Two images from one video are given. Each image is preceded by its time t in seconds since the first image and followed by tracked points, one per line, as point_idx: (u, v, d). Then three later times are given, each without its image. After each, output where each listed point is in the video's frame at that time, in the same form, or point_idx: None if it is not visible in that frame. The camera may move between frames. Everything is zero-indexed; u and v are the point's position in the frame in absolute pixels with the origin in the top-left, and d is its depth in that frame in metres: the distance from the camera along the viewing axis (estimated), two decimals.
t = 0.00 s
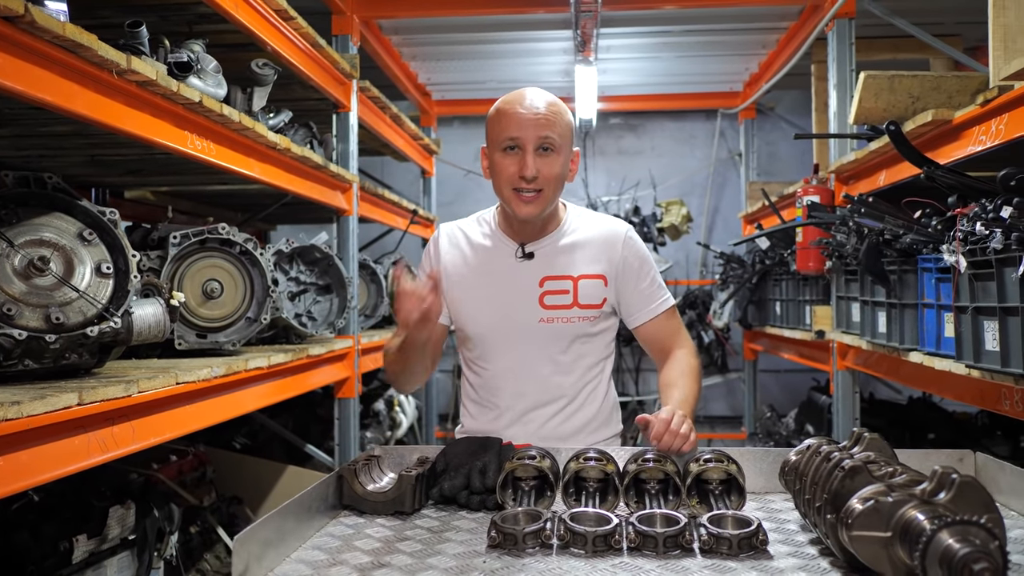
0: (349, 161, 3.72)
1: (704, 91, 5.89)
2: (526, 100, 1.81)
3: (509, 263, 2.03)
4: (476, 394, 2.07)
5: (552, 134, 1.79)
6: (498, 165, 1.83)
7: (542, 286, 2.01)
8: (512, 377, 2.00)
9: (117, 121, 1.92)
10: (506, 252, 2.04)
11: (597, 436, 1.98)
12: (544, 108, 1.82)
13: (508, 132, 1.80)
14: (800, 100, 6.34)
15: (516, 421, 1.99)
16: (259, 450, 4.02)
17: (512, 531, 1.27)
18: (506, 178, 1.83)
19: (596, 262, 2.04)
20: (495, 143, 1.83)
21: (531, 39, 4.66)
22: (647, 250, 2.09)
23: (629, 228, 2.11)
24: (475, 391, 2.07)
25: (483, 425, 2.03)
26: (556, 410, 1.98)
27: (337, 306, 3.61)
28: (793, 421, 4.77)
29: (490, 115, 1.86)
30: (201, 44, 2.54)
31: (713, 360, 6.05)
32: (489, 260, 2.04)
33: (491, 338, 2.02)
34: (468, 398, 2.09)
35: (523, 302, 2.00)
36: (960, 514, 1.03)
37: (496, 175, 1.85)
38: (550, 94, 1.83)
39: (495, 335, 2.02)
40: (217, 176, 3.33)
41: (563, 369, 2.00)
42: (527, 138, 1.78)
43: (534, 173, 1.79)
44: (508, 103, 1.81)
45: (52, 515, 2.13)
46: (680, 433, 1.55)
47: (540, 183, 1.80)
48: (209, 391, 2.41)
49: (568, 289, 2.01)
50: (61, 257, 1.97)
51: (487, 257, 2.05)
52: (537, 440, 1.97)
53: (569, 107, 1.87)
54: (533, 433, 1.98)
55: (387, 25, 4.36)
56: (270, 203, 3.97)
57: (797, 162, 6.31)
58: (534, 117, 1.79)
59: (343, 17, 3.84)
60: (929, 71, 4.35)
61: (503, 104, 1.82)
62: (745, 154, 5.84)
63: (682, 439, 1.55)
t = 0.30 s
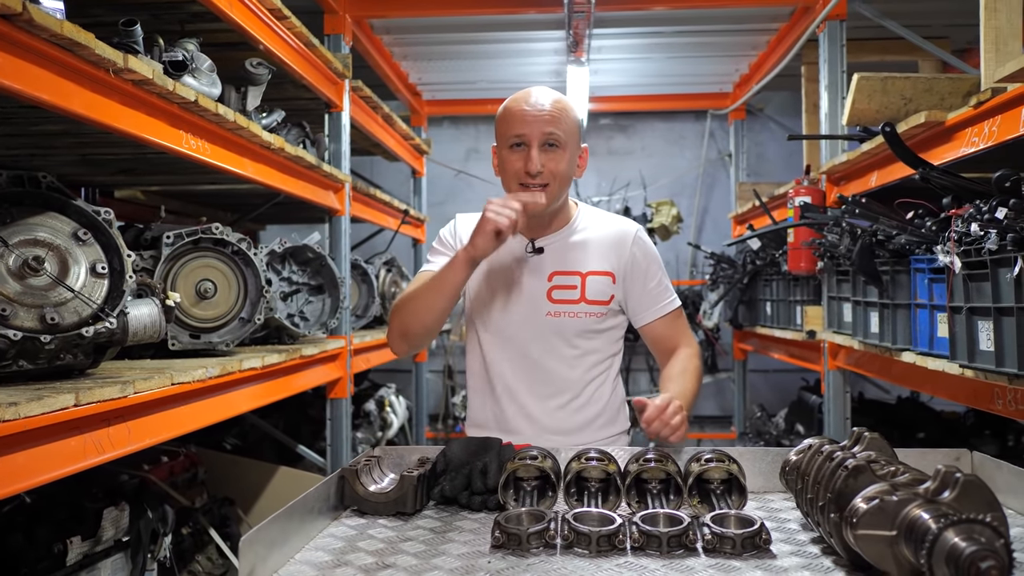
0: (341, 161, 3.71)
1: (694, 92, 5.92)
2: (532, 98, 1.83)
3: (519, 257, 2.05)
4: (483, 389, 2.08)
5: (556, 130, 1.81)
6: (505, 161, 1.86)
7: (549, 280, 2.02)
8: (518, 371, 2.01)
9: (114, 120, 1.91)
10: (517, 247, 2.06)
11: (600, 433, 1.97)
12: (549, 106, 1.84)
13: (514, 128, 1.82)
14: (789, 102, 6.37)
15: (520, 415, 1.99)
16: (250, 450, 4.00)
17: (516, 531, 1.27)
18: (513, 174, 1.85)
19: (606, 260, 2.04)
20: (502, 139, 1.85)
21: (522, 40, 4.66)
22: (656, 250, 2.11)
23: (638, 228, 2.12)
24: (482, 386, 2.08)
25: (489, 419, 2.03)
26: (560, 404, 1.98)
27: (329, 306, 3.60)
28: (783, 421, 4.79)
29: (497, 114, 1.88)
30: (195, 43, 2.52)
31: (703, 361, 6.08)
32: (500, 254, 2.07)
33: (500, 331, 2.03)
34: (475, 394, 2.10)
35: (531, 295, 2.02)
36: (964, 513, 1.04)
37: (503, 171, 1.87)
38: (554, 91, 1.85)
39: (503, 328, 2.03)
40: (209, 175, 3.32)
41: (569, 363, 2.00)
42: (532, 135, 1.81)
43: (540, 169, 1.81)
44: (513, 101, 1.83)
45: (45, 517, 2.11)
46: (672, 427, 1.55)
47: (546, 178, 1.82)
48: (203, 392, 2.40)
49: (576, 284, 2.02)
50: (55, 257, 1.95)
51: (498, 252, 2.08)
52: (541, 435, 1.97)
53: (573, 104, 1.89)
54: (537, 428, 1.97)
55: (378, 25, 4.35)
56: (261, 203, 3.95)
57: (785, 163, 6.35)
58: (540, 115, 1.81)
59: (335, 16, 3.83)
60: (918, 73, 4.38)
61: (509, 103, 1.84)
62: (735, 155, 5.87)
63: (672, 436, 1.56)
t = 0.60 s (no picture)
0: (329, 160, 3.69)
1: (679, 92, 5.94)
2: (552, 101, 1.90)
3: (520, 261, 2.05)
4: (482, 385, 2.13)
5: (573, 134, 1.88)
6: (519, 161, 1.92)
7: (551, 284, 2.03)
8: (517, 373, 2.05)
9: (108, 119, 1.89)
10: (519, 250, 2.06)
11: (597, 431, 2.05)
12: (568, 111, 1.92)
13: (533, 129, 1.89)
14: (773, 103, 6.41)
15: (520, 415, 2.04)
16: (236, 451, 3.98)
17: (521, 531, 1.28)
18: (527, 173, 1.91)
19: (608, 264, 2.05)
20: (519, 140, 1.92)
21: (510, 39, 4.66)
22: (655, 261, 2.12)
23: (641, 236, 2.13)
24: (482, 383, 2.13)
25: (488, 417, 2.09)
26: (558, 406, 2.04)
27: (318, 306, 3.59)
28: (768, 420, 4.82)
29: (516, 118, 1.96)
30: (185, 41, 2.50)
31: (688, 360, 6.11)
32: (501, 257, 2.05)
33: (498, 333, 2.05)
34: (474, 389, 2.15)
35: (532, 300, 2.03)
36: (969, 510, 1.05)
37: (516, 171, 1.93)
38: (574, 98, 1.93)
39: (502, 330, 2.05)
40: (196, 174, 3.30)
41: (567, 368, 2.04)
42: (549, 136, 1.87)
43: (555, 171, 1.87)
44: (533, 104, 1.91)
45: (35, 518, 2.09)
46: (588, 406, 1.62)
47: (560, 181, 1.88)
48: (195, 392, 2.38)
49: (576, 290, 2.04)
50: (47, 256, 1.93)
51: (499, 254, 2.06)
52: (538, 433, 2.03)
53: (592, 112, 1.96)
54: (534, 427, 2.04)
55: (365, 24, 4.34)
56: (248, 203, 3.93)
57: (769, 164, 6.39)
58: (559, 118, 1.89)
59: (323, 15, 3.82)
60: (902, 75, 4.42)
61: (529, 104, 1.92)
62: (720, 155, 5.90)
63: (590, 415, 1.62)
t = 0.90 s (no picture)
0: (317, 160, 3.67)
1: (664, 93, 5.98)
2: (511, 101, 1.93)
3: (490, 259, 2.10)
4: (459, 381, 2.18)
5: (533, 132, 1.92)
6: (482, 161, 1.96)
7: (519, 281, 2.08)
8: (491, 368, 2.10)
9: (102, 116, 1.87)
10: (488, 249, 2.11)
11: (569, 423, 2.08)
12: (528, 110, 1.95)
13: (493, 130, 1.92)
14: (757, 104, 6.45)
15: (495, 409, 2.09)
16: (222, 452, 3.95)
17: (528, 530, 1.28)
18: (490, 172, 1.95)
19: (576, 260, 2.09)
20: (481, 139, 1.95)
21: (497, 39, 4.66)
22: (628, 257, 2.14)
23: (612, 232, 2.15)
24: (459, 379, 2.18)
25: (465, 412, 2.14)
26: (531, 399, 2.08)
27: (306, 306, 3.57)
28: (754, 419, 4.85)
29: (476, 117, 1.98)
30: (177, 39, 2.49)
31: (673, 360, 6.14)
32: (471, 256, 2.11)
33: (471, 330, 2.11)
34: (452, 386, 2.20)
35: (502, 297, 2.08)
36: (977, 506, 1.06)
37: (481, 170, 1.97)
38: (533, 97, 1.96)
39: (475, 327, 2.10)
40: (183, 173, 3.27)
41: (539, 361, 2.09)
42: (509, 136, 1.91)
43: (517, 170, 1.91)
44: (492, 103, 1.94)
45: (26, 520, 2.06)
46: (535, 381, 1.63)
47: (523, 178, 1.92)
48: (187, 392, 2.36)
49: (544, 286, 2.08)
50: (39, 255, 1.91)
51: (470, 253, 2.12)
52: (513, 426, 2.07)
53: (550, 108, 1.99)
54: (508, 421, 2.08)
55: (353, 23, 4.32)
56: (235, 202, 3.91)
57: (752, 165, 6.43)
58: (518, 117, 1.92)
59: (312, 13, 3.80)
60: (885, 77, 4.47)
61: (489, 105, 1.94)
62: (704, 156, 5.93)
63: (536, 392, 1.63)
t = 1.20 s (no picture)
0: (307, 159, 3.66)
1: (650, 94, 6.03)
2: (435, 107, 1.80)
3: (414, 264, 1.97)
4: (391, 393, 2.04)
5: (456, 138, 1.80)
6: (405, 166, 1.83)
7: (444, 285, 1.94)
8: (418, 378, 1.96)
9: (96, 116, 1.87)
10: (412, 253, 1.98)
11: (502, 436, 1.92)
12: (451, 116, 1.82)
13: (417, 136, 1.79)
14: (742, 105, 6.48)
15: (423, 423, 1.95)
16: (209, 453, 3.93)
17: (530, 530, 1.28)
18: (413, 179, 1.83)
19: (500, 260, 1.96)
20: (403, 145, 1.82)
21: (485, 40, 4.66)
22: (549, 255, 1.98)
23: (532, 233, 2.01)
24: (392, 392, 2.05)
25: (395, 427, 2.00)
26: (460, 409, 1.93)
27: (295, 306, 3.56)
28: (740, 418, 4.88)
29: (399, 120, 1.85)
30: (168, 38, 2.47)
31: (659, 360, 6.15)
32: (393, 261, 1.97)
33: (398, 336, 1.97)
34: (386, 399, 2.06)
35: (427, 301, 1.94)
36: (979, 505, 1.07)
37: (403, 175, 1.85)
38: (457, 102, 1.83)
39: (402, 336, 1.96)
40: (171, 173, 3.26)
41: (467, 369, 1.94)
42: (432, 142, 1.79)
43: (442, 177, 1.79)
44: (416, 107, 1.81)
45: (17, 522, 2.05)
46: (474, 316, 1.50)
47: (448, 185, 1.80)
48: (178, 393, 2.35)
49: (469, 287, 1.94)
50: (32, 256, 1.90)
51: (393, 257, 1.99)
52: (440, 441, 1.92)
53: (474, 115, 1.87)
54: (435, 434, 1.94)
55: (341, 23, 4.31)
56: (223, 202, 3.89)
57: (737, 166, 6.47)
58: (442, 123, 1.79)
59: (300, 13, 3.79)
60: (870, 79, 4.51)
61: (412, 110, 1.81)
62: (690, 157, 5.97)
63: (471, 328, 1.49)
